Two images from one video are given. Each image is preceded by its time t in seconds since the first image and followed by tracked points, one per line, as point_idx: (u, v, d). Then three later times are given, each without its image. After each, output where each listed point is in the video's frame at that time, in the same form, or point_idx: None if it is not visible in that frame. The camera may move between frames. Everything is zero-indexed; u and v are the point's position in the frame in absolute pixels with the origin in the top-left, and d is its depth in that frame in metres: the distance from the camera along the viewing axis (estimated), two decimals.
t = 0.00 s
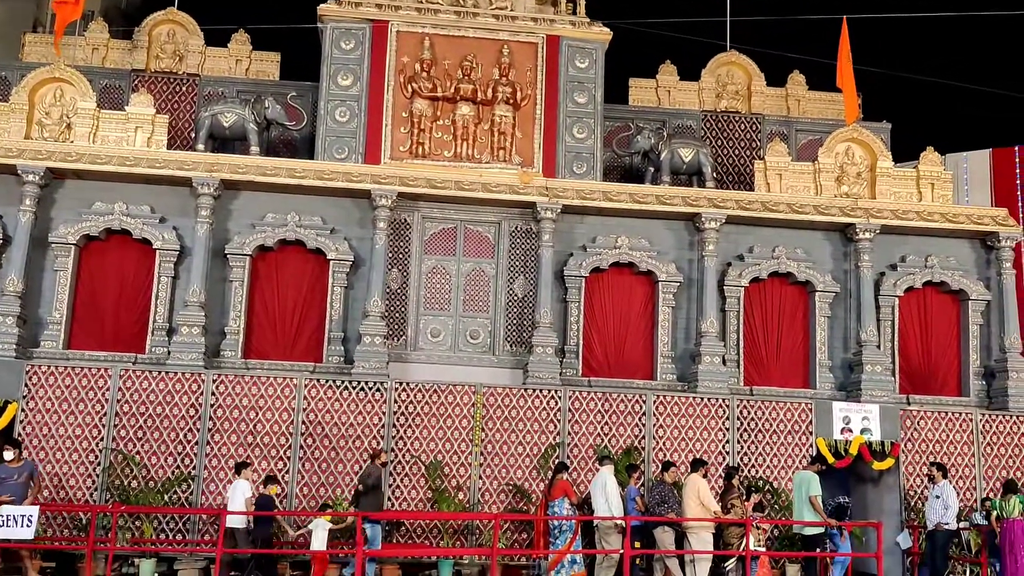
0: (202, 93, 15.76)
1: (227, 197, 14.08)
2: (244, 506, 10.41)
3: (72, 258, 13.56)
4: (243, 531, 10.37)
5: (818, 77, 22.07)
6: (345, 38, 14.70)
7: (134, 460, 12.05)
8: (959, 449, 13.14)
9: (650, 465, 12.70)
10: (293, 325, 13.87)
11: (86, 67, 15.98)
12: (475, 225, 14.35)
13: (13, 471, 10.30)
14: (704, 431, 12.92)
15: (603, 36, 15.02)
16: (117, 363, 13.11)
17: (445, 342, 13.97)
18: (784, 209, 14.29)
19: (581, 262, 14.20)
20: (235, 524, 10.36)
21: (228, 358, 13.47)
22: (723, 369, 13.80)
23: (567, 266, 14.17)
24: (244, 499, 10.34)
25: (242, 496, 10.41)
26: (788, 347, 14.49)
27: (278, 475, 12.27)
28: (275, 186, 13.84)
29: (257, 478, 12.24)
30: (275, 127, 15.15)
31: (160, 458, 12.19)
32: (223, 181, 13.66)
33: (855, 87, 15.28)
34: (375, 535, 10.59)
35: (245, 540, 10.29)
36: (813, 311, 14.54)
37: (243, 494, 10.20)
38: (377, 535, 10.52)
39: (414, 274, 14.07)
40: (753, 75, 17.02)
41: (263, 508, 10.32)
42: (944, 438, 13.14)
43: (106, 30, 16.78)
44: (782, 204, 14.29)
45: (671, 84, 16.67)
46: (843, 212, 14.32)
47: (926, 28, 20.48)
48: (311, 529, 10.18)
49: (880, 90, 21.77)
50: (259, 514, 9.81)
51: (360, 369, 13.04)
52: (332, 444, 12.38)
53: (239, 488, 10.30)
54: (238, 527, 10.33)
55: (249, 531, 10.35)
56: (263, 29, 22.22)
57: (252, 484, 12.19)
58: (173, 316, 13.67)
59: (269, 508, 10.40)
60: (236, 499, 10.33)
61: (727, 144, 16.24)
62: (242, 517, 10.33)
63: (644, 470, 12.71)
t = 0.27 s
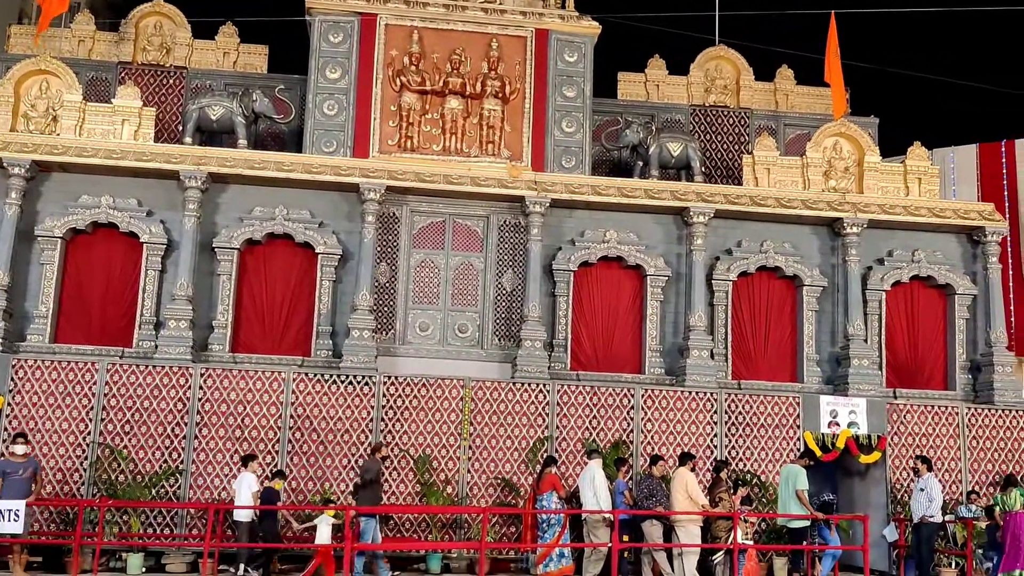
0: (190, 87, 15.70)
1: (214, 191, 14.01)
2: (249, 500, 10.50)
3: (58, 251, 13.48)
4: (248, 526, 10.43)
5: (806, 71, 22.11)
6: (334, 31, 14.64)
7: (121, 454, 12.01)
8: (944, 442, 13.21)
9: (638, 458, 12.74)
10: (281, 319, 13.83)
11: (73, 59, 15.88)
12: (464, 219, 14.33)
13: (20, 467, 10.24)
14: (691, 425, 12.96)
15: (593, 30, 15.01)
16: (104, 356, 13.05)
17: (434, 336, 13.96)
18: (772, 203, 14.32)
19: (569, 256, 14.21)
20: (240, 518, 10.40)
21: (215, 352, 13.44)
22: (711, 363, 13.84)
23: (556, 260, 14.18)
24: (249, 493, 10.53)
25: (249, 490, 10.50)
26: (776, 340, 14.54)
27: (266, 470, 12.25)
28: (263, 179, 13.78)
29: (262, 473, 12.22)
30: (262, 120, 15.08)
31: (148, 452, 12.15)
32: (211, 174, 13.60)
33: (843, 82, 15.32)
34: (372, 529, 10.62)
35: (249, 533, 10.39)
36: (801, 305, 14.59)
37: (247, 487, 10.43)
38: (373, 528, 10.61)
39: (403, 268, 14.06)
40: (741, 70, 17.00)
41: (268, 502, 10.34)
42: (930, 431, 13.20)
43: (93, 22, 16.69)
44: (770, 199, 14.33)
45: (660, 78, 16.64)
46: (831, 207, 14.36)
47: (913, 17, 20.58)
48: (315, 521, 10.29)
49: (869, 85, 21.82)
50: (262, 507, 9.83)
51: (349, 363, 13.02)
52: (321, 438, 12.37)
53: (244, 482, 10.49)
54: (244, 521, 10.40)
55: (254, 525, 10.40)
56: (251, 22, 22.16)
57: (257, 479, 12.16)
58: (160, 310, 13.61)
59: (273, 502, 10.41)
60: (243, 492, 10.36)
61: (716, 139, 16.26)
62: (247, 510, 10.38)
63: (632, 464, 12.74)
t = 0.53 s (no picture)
0: (183, 82, 15.68)
1: (208, 186, 13.98)
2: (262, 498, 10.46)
3: (51, 247, 13.44)
4: (259, 523, 10.40)
5: (800, 67, 22.16)
6: (327, 26, 14.60)
7: (115, 450, 11.99)
8: (937, 437, 13.24)
9: (632, 454, 12.76)
10: (275, 315, 13.81)
11: (65, 54, 15.82)
12: (458, 215, 14.32)
13: (31, 466, 10.27)
14: (685, 420, 12.98)
15: (587, 25, 14.99)
16: (97, 353, 13.03)
17: (428, 332, 13.95)
18: (766, 199, 14.33)
19: (563, 252, 14.21)
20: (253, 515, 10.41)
21: (209, 348, 13.42)
22: (705, 359, 13.85)
23: (550, 256, 14.18)
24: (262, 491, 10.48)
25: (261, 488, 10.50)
26: (770, 336, 14.56)
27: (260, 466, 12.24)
28: (256, 174, 13.75)
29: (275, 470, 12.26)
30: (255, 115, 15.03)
31: (141, 448, 12.12)
32: (204, 170, 13.56)
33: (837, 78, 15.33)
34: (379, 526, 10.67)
35: (260, 531, 10.38)
36: (795, 301, 14.62)
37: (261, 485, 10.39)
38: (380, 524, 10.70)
39: (397, 264, 14.04)
40: (735, 65, 16.97)
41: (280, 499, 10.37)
42: (923, 426, 13.24)
43: (85, 17, 16.63)
44: (764, 195, 14.34)
45: (654, 74, 16.61)
46: (824, 203, 14.38)
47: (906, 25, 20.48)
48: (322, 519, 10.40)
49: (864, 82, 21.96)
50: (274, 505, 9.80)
51: (343, 359, 13.01)
52: (315, 434, 12.36)
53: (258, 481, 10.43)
54: (256, 519, 10.35)
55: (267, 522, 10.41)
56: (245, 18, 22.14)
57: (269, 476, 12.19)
58: (154, 306, 13.59)
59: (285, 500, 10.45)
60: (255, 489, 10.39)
61: (710, 135, 16.27)
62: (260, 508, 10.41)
63: (626, 459, 12.76)
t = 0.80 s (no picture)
0: (184, 81, 15.70)
1: (210, 185, 13.98)
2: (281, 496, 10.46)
3: (53, 247, 13.44)
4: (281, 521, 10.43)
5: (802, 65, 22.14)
6: (328, 25, 14.59)
7: (117, 450, 12.00)
8: (940, 435, 13.23)
9: (633, 453, 12.76)
10: (277, 314, 13.81)
11: (66, 53, 15.82)
12: (459, 214, 14.31)
13: (46, 467, 10.40)
14: (687, 419, 12.97)
15: (589, 24, 14.97)
16: (99, 352, 13.03)
17: (429, 331, 13.95)
18: (768, 198, 14.32)
19: (565, 250, 14.20)
20: (272, 514, 10.37)
21: (211, 348, 13.43)
22: (707, 357, 13.85)
23: (551, 254, 14.17)
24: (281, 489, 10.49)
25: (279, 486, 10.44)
26: (772, 334, 14.56)
27: (262, 465, 12.24)
28: (258, 174, 13.74)
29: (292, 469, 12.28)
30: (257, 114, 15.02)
31: (144, 447, 12.13)
32: (206, 169, 13.56)
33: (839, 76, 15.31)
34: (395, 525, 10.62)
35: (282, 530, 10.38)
36: (797, 299, 14.60)
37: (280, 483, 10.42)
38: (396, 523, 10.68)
39: (398, 263, 14.04)
40: (737, 63, 16.94)
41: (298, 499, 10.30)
42: (925, 425, 13.22)
43: (86, 16, 16.62)
44: (766, 193, 14.33)
45: (656, 72, 16.61)
46: (826, 201, 14.36)
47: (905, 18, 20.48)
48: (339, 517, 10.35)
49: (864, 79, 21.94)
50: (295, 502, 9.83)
51: (344, 358, 13.01)
52: (317, 433, 12.36)
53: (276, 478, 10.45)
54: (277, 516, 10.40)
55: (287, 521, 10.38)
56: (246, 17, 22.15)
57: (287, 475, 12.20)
58: (155, 305, 13.59)
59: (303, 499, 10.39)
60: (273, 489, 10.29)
61: (711, 133, 16.25)
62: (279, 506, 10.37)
63: (628, 458, 12.76)
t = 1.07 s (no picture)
0: (191, 82, 15.65)
1: (216, 186, 14.00)
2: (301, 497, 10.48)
3: (60, 248, 13.48)
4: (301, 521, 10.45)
5: (808, 64, 22.11)
6: (334, 26, 14.61)
7: (125, 450, 12.02)
8: (947, 435, 13.19)
9: (640, 453, 12.74)
10: (284, 315, 13.82)
11: (73, 55, 15.84)
12: (465, 214, 14.31)
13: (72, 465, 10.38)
14: (694, 419, 12.95)
15: (594, 24, 14.96)
16: (106, 353, 13.06)
17: (435, 331, 13.94)
18: (775, 197, 14.29)
19: (571, 250, 14.19)
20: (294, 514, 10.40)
21: (218, 348, 13.45)
22: (714, 357, 13.82)
23: (557, 254, 14.16)
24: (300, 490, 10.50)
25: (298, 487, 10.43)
26: (779, 334, 14.52)
27: (269, 465, 12.25)
28: (264, 174, 13.76)
29: (312, 470, 12.28)
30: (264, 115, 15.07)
31: (151, 447, 12.15)
32: (212, 170, 13.58)
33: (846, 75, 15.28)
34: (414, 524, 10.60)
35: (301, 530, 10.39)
36: (804, 299, 14.58)
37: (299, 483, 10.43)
38: (416, 523, 10.68)
39: (404, 263, 14.04)
40: (743, 62, 16.95)
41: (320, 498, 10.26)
42: (933, 424, 13.18)
43: (93, 18, 16.66)
44: (773, 192, 14.30)
45: (662, 71, 16.60)
46: (834, 200, 14.33)
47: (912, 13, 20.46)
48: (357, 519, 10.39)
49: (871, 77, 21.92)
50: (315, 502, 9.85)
51: (351, 358, 13.02)
52: (324, 433, 12.37)
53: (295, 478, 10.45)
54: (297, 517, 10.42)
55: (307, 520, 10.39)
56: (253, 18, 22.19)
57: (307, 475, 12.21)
58: (162, 306, 13.61)
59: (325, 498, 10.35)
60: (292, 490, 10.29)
61: (718, 132, 16.22)
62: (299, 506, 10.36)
63: (635, 458, 12.74)
